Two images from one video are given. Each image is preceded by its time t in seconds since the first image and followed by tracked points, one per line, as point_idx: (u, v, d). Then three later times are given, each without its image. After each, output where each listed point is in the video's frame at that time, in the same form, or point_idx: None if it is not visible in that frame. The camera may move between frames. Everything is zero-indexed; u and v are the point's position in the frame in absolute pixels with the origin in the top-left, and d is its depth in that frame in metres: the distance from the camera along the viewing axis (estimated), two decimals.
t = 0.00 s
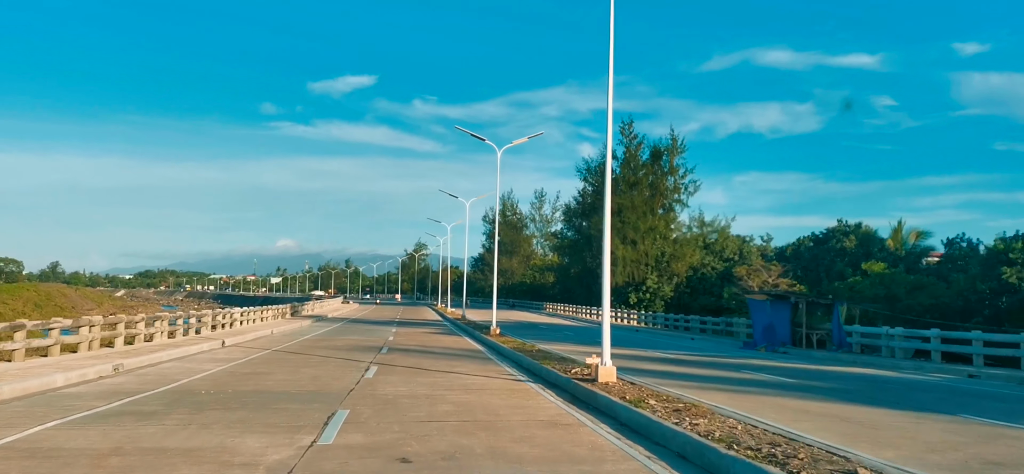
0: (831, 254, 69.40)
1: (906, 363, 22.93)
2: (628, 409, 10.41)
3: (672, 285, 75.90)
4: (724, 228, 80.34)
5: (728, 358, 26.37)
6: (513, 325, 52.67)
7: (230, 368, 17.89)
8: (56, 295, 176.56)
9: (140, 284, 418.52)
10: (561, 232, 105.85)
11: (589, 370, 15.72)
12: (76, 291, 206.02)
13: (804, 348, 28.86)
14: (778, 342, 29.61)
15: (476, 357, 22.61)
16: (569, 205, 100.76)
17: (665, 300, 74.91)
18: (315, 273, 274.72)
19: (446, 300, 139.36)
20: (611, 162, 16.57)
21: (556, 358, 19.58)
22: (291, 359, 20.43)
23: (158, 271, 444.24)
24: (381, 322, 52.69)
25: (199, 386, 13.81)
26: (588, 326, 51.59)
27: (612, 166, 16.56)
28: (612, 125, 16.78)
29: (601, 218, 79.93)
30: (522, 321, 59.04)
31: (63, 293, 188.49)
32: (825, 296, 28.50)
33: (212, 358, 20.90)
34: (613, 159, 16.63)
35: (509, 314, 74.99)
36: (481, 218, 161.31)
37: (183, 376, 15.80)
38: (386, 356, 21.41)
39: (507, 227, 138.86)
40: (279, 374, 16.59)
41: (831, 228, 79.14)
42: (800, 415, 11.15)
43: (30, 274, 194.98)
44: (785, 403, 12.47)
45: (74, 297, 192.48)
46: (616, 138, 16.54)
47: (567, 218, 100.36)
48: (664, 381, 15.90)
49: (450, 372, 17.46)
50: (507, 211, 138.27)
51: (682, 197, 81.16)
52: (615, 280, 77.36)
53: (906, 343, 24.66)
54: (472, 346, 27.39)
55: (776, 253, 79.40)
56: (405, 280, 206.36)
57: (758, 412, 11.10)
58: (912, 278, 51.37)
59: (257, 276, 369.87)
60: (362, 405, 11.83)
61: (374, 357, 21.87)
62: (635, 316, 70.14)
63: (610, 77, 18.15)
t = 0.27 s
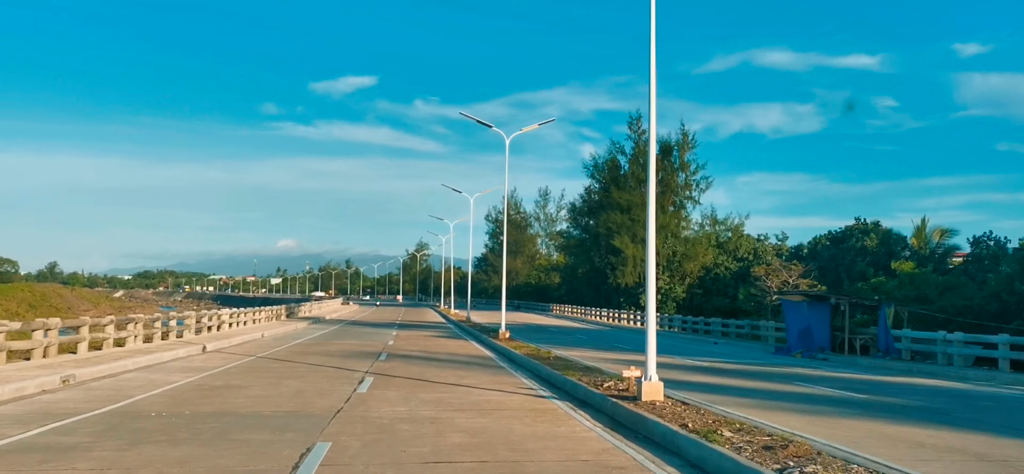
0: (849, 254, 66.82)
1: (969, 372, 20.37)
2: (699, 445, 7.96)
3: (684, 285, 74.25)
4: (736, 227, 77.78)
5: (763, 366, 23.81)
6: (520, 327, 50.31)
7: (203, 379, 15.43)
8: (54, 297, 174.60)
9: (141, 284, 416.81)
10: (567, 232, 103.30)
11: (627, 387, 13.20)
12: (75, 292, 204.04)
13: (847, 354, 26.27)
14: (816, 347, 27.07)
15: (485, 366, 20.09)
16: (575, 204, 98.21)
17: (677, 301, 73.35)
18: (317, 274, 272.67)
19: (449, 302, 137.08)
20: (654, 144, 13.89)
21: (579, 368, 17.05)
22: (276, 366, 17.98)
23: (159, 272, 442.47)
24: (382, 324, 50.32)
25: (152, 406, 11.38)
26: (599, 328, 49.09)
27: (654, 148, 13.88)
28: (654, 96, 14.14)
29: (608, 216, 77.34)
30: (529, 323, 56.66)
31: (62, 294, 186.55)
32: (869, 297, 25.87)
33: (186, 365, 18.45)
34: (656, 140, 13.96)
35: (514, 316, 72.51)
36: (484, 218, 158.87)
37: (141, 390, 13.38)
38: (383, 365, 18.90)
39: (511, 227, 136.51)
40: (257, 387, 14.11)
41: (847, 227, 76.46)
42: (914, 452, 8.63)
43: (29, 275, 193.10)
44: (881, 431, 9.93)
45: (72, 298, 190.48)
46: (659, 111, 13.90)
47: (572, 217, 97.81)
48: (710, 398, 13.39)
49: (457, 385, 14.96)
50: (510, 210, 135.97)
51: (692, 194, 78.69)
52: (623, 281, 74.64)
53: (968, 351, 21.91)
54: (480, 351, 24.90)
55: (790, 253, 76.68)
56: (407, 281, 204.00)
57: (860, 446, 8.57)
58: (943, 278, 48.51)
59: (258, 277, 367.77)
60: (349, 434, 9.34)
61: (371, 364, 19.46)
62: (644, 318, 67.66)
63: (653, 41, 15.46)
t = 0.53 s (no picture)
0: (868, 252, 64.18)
1: None
2: None
3: (695, 286, 71.50)
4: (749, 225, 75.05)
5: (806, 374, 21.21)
6: (527, 328, 47.82)
7: (164, 394, 13.01)
8: (52, 296, 172.54)
9: (142, 284, 415.17)
10: (572, 231, 100.65)
11: (680, 406, 10.76)
12: (74, 291, 202.05)
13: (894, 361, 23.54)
14: (859, 352, 24.39)
15: (496, 374, 17.52)
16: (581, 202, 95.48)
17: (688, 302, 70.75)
18: (318, 273, 270.24)
19: (451, 302, 134.51)
20: (718, 114, 11.31)
21: (608, 378, 14.54)
22: (255, 376, 15.55)
23: (160, 271, 440.96)
24: (381, 325, 47.84)
25: (83, 437, 9.00)
26: (611, 330, 46.52)
27: (718, 119, 11.29)
28: (716, 52, 11.60)
29: (616, 213, 74.58)
30: (536, 324, 54.18)
31: (60, 293, 184.57)
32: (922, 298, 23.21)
33: (152, 375, 16.03)
34: (720, 107, 11.38)
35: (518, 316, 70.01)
36: (487, 217, 156.09)
37: (81, 412, 10.96)
38: (380, 374, 16.37)
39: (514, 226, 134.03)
40: (225, 405, 11.62)
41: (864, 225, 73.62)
42: None
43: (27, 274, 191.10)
44: None
45: (71, 298, 188.40)
46: (724, 70, 11.35)
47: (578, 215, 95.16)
48: (775, 421, 11.02)
49: (466, 401, 12.55)
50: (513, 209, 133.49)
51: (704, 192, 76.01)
52: (632, 281, 71.80)
53: None
54: (489, 357, 22.41)
55: (805, 251, 73.95)
56: (409, 281, 201.60)
57: None
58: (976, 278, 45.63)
59: (259, 277, 365.80)
60: None
61: (366, 373, 17.02)
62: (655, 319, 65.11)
63: None
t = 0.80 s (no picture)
0: (890, 252, 61.74)
1: None
2: None
3: (708, 287, 68.99)
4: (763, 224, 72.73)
5: (865, 386, 18.50)
6: (535, 330, 45.17)
7: (100, 417, 10.27)
8: (48, 297, 169.80)
9: (141, 284, 412.85)
10: (579, 231, 98.17)
11: (770, 442, 8.07)
12: (70, 291, 199.26)
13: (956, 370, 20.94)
14: (915, 360, 21.71)
15: (513, 387, 14.80)
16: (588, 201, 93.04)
17: (700, 304, 68.17)
18: (319, 274, 267.84)
19: (454, 303, 131.98)
20: (833, 66, 8.49)
21: (651, 396, 11.79)
22: (223, 391, 12.90)
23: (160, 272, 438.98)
24: (381, 327, 45.15)
25: None
26: (623, 333, 43.82)
27: (834, 72, 8.47)
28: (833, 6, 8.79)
29: (625, 212, 72.17)
30: (544, 327, 51.54)
31: (57, 293, 181.91)
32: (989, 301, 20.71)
33: (102, 388, 13.39)
34: (838, 58, 8.58)
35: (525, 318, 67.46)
36: (491, 217, 153.58)
37: None
38: (376, 389, 13.70)
39: (518, 226, 131.85)
40: (172, 437, 8.91)
41: (883, 225, 71.09)
42: None
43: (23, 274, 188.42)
44: None
45: (67, 298, 185.59)
46: (843, 9, 8.55)
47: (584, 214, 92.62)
48: (890, 462, 8.39)
49: (483, 429, 9.85)
50: (517, 209, 131.13)
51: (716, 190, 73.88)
52: (642, 282, 69.83)
53: None
54: (500, 365, 19.71)
55: (821, 251, 71.32)
56: (410, 282, 198.99)
57: None
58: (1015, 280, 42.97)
59: (259, 278, 363.60)
60: None
61: (358, 386, 14.37)
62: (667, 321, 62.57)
63: None
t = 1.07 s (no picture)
0: (909, 250, 59.43)
1: None
2: None
3: (719, 287, 66.66)
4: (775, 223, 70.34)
5: (928, 397, 16.28)
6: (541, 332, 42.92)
7: (16, 447, 8.10)
8: (46, 297, 167.86)
9: (142, 285, 411.10)
10: (584, 230, 95.90)
11: None
12: (69, 292, 197.29)
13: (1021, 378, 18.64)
14: (973, 368, 19.43)
15: (531, 403, 12.60)
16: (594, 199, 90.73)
17: (711, 304, 65.88)
18: (320, 274, 265.64)
19: (456, 304, 129.71)
20: None
21: (708, 420, 9.56)
22: (185, 409, 10.76)
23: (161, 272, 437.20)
24: (379, 329, 42.94)
25: None
26: (636, 336, 41.58)
27: None
28: None
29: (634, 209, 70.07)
30: (551, 328, 49.36)
31: (55, 293, 179.89)
32: None
33: (42, 405, 11.26)
34: None
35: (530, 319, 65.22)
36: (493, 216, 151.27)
37: None
38: (370, 407, 11.51)
39: (521, 225, 129.66)
40: None
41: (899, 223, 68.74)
42: None
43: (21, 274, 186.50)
44: None
45: (66, 298, 183.60)
46: None
47: (589, 213, 90.30)
48: None
49: (504, 466, 7.67)
50: (520, 208, 128.92)
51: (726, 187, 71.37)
52: (651, 281, 67.45)
53: None
54: (511, 373, 17.53)
55: (835, 250, 69.02)
56: (411, 282, 196.72)
57: None
58: None
59: (259, 278, 361.65)
60: None
61: (347, 401, 12.21)
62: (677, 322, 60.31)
63: None
